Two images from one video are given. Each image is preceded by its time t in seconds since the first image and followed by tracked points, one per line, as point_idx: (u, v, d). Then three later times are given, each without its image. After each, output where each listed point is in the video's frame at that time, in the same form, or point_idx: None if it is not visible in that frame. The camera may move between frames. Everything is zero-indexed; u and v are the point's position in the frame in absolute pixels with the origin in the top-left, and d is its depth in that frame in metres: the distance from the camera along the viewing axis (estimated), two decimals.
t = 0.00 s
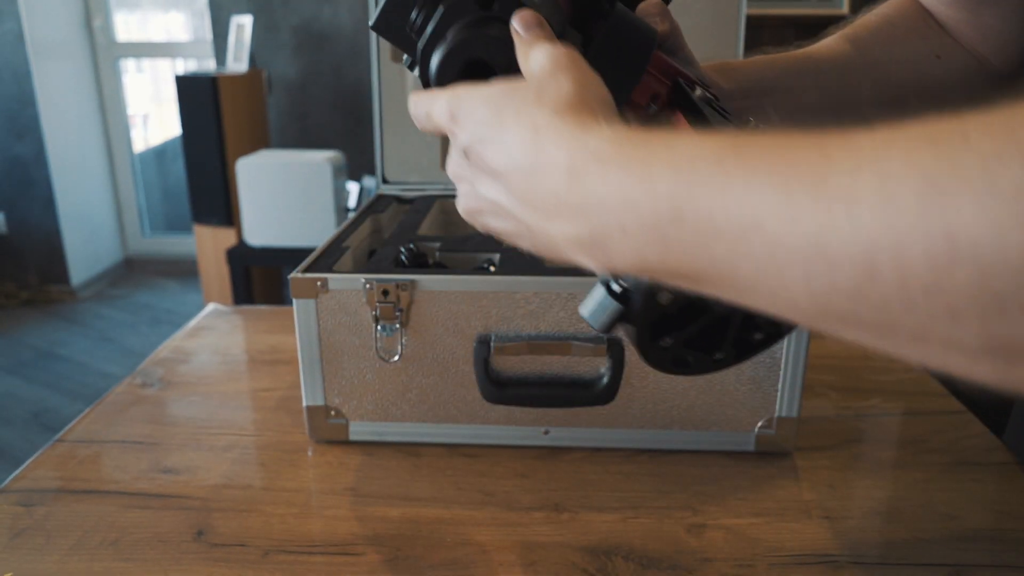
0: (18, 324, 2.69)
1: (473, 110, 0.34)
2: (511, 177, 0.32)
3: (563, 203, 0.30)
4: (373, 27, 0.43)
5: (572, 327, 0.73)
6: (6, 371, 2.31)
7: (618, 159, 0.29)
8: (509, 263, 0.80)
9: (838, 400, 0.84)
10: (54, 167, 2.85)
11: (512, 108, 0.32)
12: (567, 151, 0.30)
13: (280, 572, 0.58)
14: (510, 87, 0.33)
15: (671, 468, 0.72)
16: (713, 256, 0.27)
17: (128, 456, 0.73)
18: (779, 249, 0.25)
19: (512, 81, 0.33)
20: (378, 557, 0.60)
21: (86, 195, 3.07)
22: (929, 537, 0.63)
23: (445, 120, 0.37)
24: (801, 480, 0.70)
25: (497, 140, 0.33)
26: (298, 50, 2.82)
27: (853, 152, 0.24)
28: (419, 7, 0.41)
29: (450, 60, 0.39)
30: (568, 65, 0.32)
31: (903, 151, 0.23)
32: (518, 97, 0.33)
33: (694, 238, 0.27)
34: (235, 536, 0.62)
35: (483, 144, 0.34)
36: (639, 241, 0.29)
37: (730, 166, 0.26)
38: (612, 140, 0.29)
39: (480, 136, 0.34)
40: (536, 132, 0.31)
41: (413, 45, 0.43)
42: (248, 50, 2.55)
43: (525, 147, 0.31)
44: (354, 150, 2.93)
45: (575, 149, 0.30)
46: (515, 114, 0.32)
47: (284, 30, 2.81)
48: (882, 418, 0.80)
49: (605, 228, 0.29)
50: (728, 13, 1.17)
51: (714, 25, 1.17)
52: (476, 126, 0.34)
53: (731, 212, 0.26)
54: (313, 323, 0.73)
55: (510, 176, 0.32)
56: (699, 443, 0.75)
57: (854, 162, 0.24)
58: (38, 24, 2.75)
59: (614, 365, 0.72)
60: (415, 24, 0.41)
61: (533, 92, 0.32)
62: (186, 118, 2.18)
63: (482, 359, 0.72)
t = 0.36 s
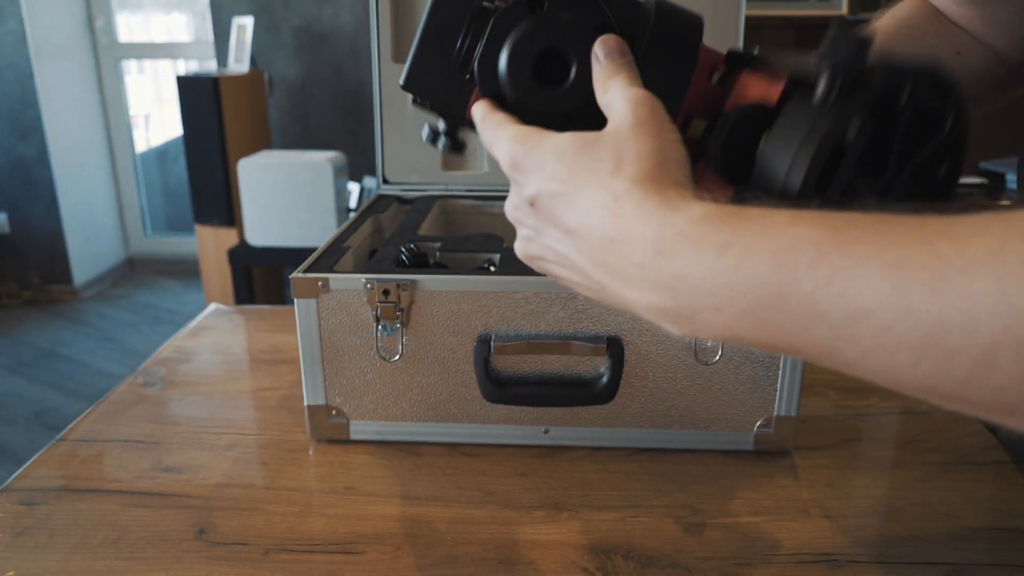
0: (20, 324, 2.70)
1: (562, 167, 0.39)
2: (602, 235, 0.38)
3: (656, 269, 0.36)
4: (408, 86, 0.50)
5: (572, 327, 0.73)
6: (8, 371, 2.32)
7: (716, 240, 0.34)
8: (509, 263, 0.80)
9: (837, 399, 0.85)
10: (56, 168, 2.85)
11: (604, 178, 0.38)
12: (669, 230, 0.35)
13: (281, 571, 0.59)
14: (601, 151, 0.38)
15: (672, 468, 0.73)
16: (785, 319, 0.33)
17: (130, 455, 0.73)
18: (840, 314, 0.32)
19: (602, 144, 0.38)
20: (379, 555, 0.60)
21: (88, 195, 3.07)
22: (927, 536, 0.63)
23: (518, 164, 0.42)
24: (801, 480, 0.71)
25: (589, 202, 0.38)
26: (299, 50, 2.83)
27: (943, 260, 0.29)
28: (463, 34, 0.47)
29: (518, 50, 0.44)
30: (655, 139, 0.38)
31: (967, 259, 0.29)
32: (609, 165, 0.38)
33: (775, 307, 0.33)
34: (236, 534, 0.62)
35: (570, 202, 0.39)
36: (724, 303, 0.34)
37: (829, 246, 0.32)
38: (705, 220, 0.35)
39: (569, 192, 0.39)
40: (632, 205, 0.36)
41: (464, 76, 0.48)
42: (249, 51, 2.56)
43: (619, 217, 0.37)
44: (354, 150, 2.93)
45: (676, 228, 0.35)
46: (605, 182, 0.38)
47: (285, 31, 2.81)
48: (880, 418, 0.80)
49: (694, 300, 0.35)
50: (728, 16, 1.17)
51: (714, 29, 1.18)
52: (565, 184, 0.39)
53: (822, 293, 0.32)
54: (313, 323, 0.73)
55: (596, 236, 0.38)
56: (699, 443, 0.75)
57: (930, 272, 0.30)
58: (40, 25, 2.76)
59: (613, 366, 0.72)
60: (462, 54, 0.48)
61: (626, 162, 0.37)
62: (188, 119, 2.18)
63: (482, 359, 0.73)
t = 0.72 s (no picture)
0: (22, 323, 2.70)
1: (576, 140, 0.32)
2: (651, 218, 0.31)
3: (725, 251, 0.29)
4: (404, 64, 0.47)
5: (572, 327, 0.73)
6: (9, 371, 2.32)
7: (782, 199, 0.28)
8: (509, 264, 0.80)
9: (836, 399, 0.85)
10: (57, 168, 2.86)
11: (638, 146, 0.31)
12: (734, 198, 0.28)
13: (281, 570, 0.59)
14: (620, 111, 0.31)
15: (671, 467, 0.73)
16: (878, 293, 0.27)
17: (131, 454, 0.74)
18: (941, 280, 0.26)
19: (621, 105, 0.31)
20: (379, 555, 0.60)
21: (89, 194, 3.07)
22: (927, 536, 0.63)
23: (534, 136, 0.35)
24: (801, 480, 0.71)
25: (627, 181, 0.31)
26: (299, 51, 2.83)
27: None
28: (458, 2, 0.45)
29: None
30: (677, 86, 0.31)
31: None
32: (640, 129, 0.31)
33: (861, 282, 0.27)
34: (236, 534, 0.63)
35: (602, 182, 0.32)
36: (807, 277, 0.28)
37: (885, 219, 0.26)
38: (764, 183, 0.28)
39: (600, 171, 0.32)
40: (680, 174, 0.30)
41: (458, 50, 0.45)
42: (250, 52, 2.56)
43: (670, 191, 0.30)
44: (354, 150, 2.93)
45: (738, 193, 0.28)
46: (639, 151, 0.31)
47: (286, 31, 2.82)
48: (880, 417, 0.81)
49: (764, 268, 0.29)
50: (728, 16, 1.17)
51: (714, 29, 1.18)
52: (591, 160, 0.32)
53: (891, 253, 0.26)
54: (314, 323, 0.73)
55: (645, 220, 0.31)
56: (698, 442, 0.75)
57: None
58: (42, 25, 2.76)
59: (612, 366, 0.72)
60: (456, 23, 0.44)
61: (658, 121, 0.30)
62: (189, 119, 2.19)
63: (482, 359, 0.72)
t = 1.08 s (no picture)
0: (22, 323, 2.70)
1: (846, 199, 0.33)
2: (957, 242, 0.33)
3: None
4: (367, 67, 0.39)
5: (573, 327, 0.74)
6: (10, 371, 2.32)
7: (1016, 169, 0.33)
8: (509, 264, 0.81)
9: (835, 398, 0.85)
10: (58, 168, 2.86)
11: (897, 203, 0.33)
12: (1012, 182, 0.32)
13: (282, 569, 0.59)
14: (871, 155, 0.32)
15: (670, 467, 0.73)
16: None
17: (132, 454, 0.74)
18: None
19: (858, 167, 0.32)
20: (379, 554, 0.61)
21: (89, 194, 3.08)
22: (925, 535, 0.63)
23: (755, 232, 0.35)
24: (801, 480, 0.71)
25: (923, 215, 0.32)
26: (300, 51, 2.84)
27: None
28: (431, 13, 0.38)
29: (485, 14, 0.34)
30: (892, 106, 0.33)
31: None
32: (902, 158, 0.32)
33: None
34: (237, 533, 0.63)
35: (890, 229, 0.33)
36: None
37: None
38: (993, 199, 0.32)
39: (874, 231, 0.33)
40: (959, 183, 0.32)
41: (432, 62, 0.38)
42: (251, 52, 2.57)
43: (970, 201, 0.32)
44: (354, 150, 2.94)
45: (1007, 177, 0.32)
46: (911, 183, 0.32)
47: (286, 32, 2.82)
48: (879, 417, 0.81)
49: (977, 276, 0.33)
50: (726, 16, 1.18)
51: (713, 30, 1.19)
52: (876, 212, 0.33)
53: None
54: (314, 323, 0.74)
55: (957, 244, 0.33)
56: (688, 442, 0.75)
57: None
58: (43, 25, 2.77)
59: (612, 365, 0.73)
60: (426, 39, 0.38)
61: (904, 170, 0.32)
62: (189, 119, 2.19)
63: (482, 359, 0.73)
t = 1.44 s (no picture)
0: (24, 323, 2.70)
1: (772, 227, 0.31)
2: (881, 247, 0.30)
3: (954, 227, 0.30)
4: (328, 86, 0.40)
5: (572, 327, 0.74)
6: (11, 370, 2.32)
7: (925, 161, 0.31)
8: (509, 264, 0.81)
9: (834, 398, 0.85)
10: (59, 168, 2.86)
11: (816, 221, 0.30)
12: (918, 177, 0.30)
13: (282, 570, 0.59)
14: (784, 179, 0.31)
15: (670, 467, 0.73)
16: None
17: (132, 454, 0.74)
18: None
19: (775, 196, 0.31)
20: (379, 554, 0.61)
21: (90, 194, 3.08)
22: (926, 535, 0.63)
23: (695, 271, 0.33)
24: (800, 480, 0.71)
25: (844, 229, 0.30)
26: (300, 51, 2.84)
27: None
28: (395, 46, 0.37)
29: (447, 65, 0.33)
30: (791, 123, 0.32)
31: None
32: (810, 178, 0.30)
33: None
34: (238, 533, 0.63)
35: (816, 248, 0.31)
36: (1009, 225, 0.30)
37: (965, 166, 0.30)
38: (917, 191, 0.30)
39: (795, 260, 0.31)
40: (873, 189, 0.30)
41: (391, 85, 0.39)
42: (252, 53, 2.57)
43: (884, 202, 0.30)
44: (355, 150, 2.94)
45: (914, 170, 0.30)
46: (825, 200, 0.30)
47: (287, 32, 2.82)
48: (877, 416, 0.81)
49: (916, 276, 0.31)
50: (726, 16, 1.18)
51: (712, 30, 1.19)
52: (799, 235, 0.31)
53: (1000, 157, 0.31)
54: (315, 322, 0.74)
55: (885, 246, 0.30)
56: (656, 441, 0.75)
57: None
58: (43, 26, 2.77)
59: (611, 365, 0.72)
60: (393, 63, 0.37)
61: (815, 186, 0.30)
62: (190, 120, 2.19)
63: (482, 359, 0.73)
